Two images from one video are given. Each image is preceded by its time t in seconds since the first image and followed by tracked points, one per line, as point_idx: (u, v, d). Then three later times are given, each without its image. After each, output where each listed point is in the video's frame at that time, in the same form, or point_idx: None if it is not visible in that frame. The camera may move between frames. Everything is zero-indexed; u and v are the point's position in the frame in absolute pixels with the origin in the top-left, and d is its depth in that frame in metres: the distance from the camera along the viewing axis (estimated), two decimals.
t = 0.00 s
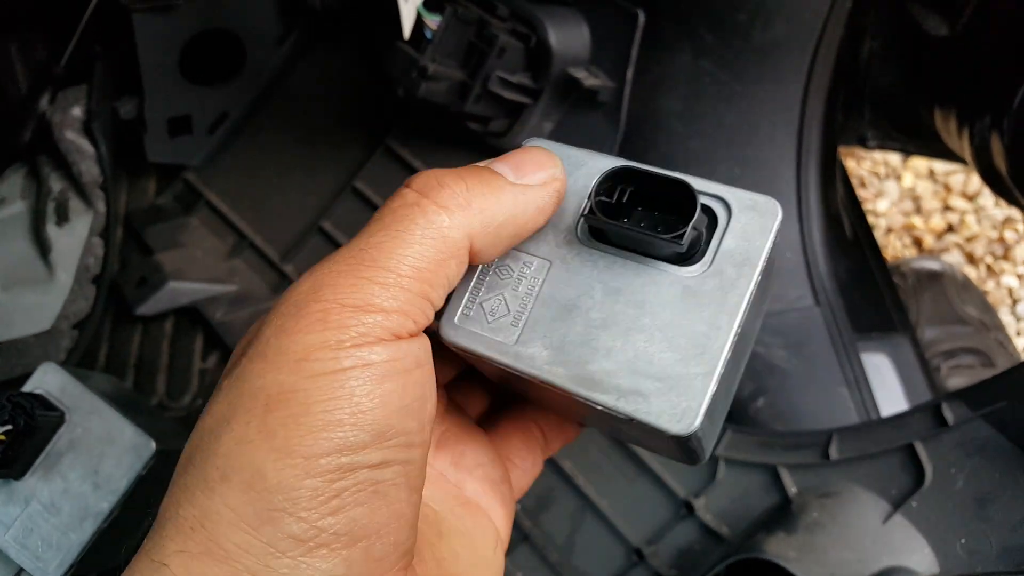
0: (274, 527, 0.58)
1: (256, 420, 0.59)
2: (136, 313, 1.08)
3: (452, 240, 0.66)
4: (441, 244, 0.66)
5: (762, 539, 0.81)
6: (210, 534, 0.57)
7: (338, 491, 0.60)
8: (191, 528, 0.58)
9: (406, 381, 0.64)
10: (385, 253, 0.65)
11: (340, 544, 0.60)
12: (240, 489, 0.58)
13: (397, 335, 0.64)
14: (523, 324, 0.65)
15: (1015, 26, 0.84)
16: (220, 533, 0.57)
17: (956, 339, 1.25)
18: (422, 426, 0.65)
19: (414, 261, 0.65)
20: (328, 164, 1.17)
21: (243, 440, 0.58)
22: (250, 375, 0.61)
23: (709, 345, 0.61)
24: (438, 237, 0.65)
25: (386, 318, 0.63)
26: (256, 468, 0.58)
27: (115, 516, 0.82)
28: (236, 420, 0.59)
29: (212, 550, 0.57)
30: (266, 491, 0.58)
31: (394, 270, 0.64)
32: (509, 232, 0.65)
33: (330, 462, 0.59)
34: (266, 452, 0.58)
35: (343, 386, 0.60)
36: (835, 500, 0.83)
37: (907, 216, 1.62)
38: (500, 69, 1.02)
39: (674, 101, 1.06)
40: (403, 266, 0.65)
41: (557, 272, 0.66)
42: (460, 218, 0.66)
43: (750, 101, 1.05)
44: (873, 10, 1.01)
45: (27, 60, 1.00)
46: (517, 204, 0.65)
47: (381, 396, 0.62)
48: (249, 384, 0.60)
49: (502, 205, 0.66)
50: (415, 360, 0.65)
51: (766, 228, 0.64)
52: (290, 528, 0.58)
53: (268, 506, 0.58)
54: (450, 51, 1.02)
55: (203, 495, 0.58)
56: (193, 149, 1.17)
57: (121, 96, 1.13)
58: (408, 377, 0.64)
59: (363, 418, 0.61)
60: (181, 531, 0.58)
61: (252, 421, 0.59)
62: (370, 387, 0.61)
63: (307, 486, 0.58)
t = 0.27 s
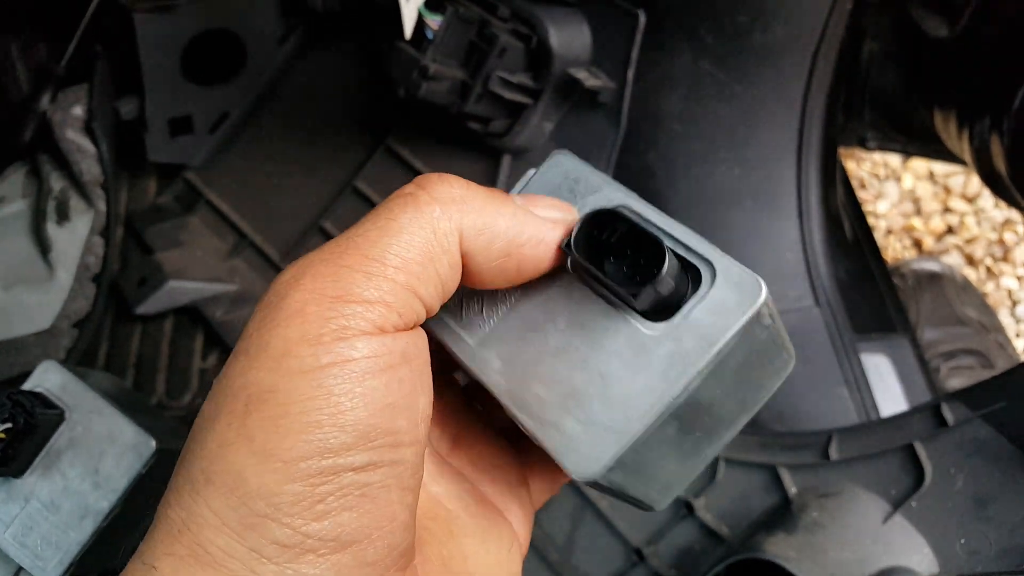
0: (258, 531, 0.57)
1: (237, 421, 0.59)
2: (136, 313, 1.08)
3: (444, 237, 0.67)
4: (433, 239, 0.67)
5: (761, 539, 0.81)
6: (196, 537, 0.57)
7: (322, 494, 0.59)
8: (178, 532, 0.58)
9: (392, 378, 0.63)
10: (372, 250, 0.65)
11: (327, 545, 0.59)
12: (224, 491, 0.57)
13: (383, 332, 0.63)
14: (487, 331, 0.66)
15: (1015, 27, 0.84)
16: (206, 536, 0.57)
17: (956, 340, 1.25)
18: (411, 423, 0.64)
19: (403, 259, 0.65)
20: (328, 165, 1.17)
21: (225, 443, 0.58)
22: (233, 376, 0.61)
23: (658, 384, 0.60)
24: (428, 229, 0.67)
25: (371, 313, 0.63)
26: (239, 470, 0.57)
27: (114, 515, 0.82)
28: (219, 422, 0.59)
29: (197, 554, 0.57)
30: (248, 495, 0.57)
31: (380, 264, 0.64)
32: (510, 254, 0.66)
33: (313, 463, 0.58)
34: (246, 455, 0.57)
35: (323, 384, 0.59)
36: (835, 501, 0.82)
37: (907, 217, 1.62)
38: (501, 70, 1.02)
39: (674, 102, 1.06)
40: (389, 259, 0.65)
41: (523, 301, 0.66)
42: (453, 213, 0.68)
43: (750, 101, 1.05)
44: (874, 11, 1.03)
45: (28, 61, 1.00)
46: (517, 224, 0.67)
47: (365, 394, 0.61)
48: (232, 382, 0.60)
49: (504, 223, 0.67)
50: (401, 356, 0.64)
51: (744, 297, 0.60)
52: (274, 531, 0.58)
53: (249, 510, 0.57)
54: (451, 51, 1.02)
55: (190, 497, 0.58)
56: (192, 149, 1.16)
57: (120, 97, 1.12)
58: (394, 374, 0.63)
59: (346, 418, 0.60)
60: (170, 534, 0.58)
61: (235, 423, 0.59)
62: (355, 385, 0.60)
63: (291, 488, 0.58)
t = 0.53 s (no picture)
0: (233, 503, 0.58)
1: (207, 395, 0.59)
2: (135, 312, 1.08)
3: (401, 217, 0.64)
4: (392, 218, 0.64)
5: (762, 540, 0.80)
6: (170, 514, 0.57)
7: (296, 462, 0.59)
8: (148, 509, 0.57)
9: (356, 349, 0.63)
10: (330, 229, 0.64)
11: (301, 512, 0.60)
12: (196, 468, 0.57)
13: (347, 305, 0.63)
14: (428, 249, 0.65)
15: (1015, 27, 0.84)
16: (180, 512, 0.57)
17: (956, 341, 1.25)
18: (378, 391, 0.65)
19: (363, 237, 0.64)
20: (329, 166, 1.18)
21: (197, 417, 0.58)
22: (200, 355, 0.60)
23: (553, 242, 0.59)
24: (384, 216, 0.64)
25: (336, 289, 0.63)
26: (210, 445, 0.57)
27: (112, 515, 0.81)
28: (189, 400, 0.59)
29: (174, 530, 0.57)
30: (223, 467, 0.57)
31: (344, 250, 0.63)
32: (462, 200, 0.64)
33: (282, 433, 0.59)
34: (218, 427, 0.58)
35: (292, 356, 0.60)
36: (837, 502, 0.82)
37: (907, 218, 1.62)
38: (501, 70, 1.01)
39: (674, 102, 1.06)
40: (352, 247, 0.64)
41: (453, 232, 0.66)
42: (410, 196, 0.64)
43: (750, 102, 1.05)
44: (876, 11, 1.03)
45: (27, 57, 1.05)
46: (458, 168, 0.64)
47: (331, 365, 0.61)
48: (198, 363, 0.60)
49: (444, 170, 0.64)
50: (363, 329, 0.64)
51: (652, 163, 0.60)
52: (250, 501, 0.58)
53: (225, 481, 0.57)
54: (450, 51, 1.02)
55: (159, 476, 0.58)
56: (192, 149, 1.16)
57: (119, 96, 1.12)
58: (358, 345, 0.64)
59: (314, 387, 0.60)
60: (139, 513, 0.57)
61: (202, 403, 0.59)
62: (321, 357, 0.61)
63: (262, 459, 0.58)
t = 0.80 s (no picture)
0: (246, 531, 0.58)
1: (212, 422, 0.59)
2: (140, 313, 1.08)
3: (388, 224, 0.70)
4: (376, 221, 0.70)
5: (764, 541, 0.81)
6: (189, 540, 0.58)
7: (304, 491, 0.59)
8: (172, 540, 0.59)
9: (356, 367, 0.63)
10: (323, 247, 0.67)
11: (315, 544, 0.60)
12: (208, 497, 0.58)
13: (344, 322, 0.64)
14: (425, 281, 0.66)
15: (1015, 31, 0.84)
16: (198, 539, 0.58)
17: (956, 344, 1.25)
18: (385, 415, 0.64)
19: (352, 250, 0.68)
20: (331, 168, 1.18)
21: (204, 446, 0.59)
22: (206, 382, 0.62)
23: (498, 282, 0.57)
24: (369, 216, 0.70)
25: (325, 295, 0.64)
26: (218, 473, 0.58)
27: (119, 515, 0.82)
28: (196, 430, 0.60)
29: (192, 557, 0.58)
30: (231, 498, 0.58)
31: (333, 260, 0.67)
32: (451, 216, 0.70)
33: (288, 458, 0.59)
34: (224, 456, 0.58)
35: (289, 379, 0.60)
36: (838, 504, 0.83)
37: (907, 221, 1.63)
38: (505, 73, 1.03)
39: (676, 105, 1.07)
40: (340, 255, 0.67)
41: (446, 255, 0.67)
42: (393, 199, 0.71)
43: (752, 104, 1.05)
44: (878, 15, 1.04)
45: (31, 58, 1.07)
46: (450, 188, 0.71)
47: (330, 385, 0.61)
48: (205, 390, 0.61)
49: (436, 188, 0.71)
50: (361, 345, 0.64)
51: (582, 230, 0.53)
52: (261, 531, 0.58)
53: (236, 512, 0.58)
54: (454, 54, 1.03)
55: (178, 507, 0.59)
56: (197, 151, 1.17)
57: (125, 97, 1.12)
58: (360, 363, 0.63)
59: (315, 409, 0.60)
60: (165, 539, 0.59)
61: (208, 429, 0.59)
62: (320, 377, 0.61)
63: (269, 487, 0.58)
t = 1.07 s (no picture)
0: (266, 527, 0.57)
1: (242, 413, 0.59)
2: (140, 312, 1.09)
3: (442, 232, 0.66)
4: (432, 235, 0.66)
5: (765, 542, 0.81)
6: (209, 530, 0.58)
7: (328, 491, 0.58)
8: (191, 527, 0.59)
9: (390, 367, 0.61)
10: (368, 240, 0.65)
11: (334, 546, 0.59)
12: (230, 488, 0.58)
13: (382, 320, 0.62)
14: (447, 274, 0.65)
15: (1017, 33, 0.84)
16: (217, 530, 0.58)
17: (957, 345, 1.25)
18: (415, 416, 0.62)
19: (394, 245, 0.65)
20: (332, 166, 1.17)
21: (231, 438, 0.58)
22: (238, 372, 0.61)
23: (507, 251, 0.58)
24: (424, 228, 0.66)
25: (364, 296, 0.62)
26: (242, 466, 0.57)
27: (120, 514, 0.82)
28: (225, 419, 0.59)
29: (210, 548, 0.58)
30: (254, 493, 0.57)
31: (375, 260, 0.64)
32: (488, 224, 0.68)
33: (313, 457, 0.58)
34: (251, 450, 0.57)
35: (320, 379, 0.59)
36: (839, 504, 0.82)
37: (908, 223, 1.63)
38: (507, 73, 1.03)
39: (679, 105, 1.07)
40: (385, 257, 0.64)
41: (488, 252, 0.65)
42: (449, 211, 0.67)
43: (754, 105, 1.05)
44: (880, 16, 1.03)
45: (32, 57, 1.08)
46: (499, 194, 0.69)
47: (363, 386, 0.60)
48: (238, 379, 0.61)
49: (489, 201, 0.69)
50: (398, 347, 0.61)
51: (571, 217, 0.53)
52: (282, 528, 0.58)
53: (257, 507, 0.57)
54: (457, 53, 1.02)
55: (202, 494, 0.59)
56: (197, 150, 1.17)
57: (127, 95, 1.12)
58: (394, 362, 0.61)
59: (345, 409, 0.59)
60: (185, 526, 0.59)
61: (236, 420, 0.59)
62: (353, 375, 0.59)
63: (294, 484, 0.57)
